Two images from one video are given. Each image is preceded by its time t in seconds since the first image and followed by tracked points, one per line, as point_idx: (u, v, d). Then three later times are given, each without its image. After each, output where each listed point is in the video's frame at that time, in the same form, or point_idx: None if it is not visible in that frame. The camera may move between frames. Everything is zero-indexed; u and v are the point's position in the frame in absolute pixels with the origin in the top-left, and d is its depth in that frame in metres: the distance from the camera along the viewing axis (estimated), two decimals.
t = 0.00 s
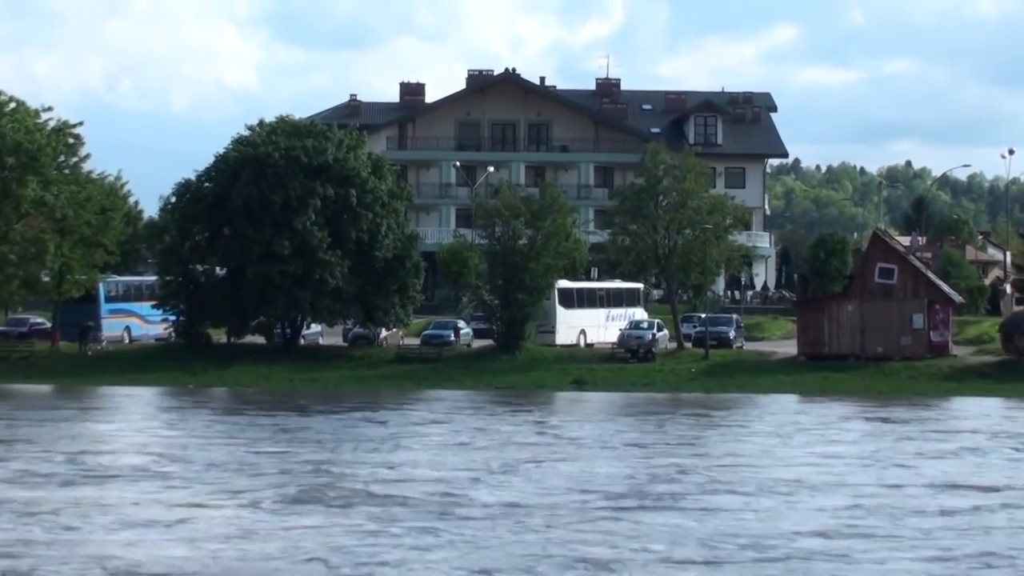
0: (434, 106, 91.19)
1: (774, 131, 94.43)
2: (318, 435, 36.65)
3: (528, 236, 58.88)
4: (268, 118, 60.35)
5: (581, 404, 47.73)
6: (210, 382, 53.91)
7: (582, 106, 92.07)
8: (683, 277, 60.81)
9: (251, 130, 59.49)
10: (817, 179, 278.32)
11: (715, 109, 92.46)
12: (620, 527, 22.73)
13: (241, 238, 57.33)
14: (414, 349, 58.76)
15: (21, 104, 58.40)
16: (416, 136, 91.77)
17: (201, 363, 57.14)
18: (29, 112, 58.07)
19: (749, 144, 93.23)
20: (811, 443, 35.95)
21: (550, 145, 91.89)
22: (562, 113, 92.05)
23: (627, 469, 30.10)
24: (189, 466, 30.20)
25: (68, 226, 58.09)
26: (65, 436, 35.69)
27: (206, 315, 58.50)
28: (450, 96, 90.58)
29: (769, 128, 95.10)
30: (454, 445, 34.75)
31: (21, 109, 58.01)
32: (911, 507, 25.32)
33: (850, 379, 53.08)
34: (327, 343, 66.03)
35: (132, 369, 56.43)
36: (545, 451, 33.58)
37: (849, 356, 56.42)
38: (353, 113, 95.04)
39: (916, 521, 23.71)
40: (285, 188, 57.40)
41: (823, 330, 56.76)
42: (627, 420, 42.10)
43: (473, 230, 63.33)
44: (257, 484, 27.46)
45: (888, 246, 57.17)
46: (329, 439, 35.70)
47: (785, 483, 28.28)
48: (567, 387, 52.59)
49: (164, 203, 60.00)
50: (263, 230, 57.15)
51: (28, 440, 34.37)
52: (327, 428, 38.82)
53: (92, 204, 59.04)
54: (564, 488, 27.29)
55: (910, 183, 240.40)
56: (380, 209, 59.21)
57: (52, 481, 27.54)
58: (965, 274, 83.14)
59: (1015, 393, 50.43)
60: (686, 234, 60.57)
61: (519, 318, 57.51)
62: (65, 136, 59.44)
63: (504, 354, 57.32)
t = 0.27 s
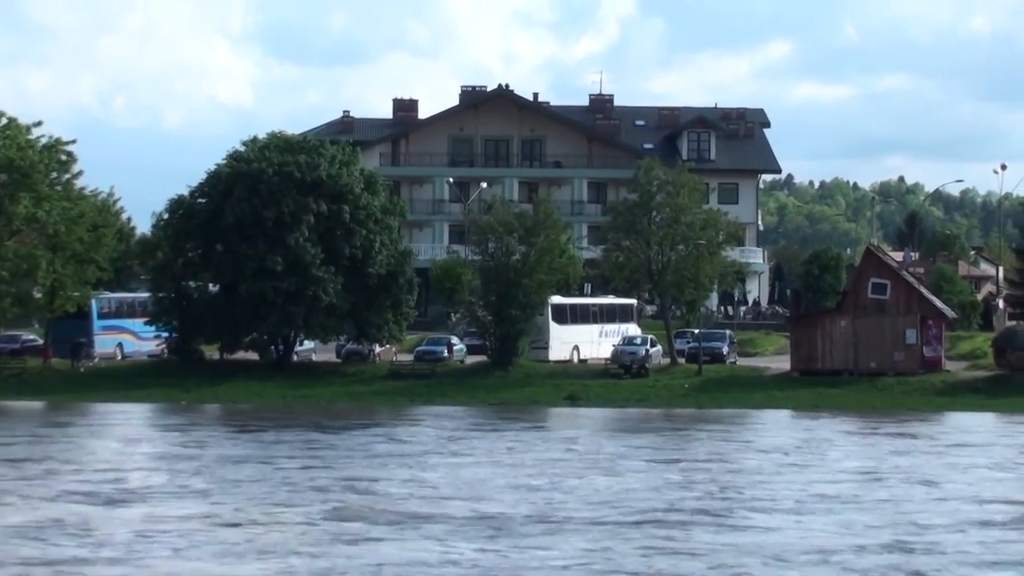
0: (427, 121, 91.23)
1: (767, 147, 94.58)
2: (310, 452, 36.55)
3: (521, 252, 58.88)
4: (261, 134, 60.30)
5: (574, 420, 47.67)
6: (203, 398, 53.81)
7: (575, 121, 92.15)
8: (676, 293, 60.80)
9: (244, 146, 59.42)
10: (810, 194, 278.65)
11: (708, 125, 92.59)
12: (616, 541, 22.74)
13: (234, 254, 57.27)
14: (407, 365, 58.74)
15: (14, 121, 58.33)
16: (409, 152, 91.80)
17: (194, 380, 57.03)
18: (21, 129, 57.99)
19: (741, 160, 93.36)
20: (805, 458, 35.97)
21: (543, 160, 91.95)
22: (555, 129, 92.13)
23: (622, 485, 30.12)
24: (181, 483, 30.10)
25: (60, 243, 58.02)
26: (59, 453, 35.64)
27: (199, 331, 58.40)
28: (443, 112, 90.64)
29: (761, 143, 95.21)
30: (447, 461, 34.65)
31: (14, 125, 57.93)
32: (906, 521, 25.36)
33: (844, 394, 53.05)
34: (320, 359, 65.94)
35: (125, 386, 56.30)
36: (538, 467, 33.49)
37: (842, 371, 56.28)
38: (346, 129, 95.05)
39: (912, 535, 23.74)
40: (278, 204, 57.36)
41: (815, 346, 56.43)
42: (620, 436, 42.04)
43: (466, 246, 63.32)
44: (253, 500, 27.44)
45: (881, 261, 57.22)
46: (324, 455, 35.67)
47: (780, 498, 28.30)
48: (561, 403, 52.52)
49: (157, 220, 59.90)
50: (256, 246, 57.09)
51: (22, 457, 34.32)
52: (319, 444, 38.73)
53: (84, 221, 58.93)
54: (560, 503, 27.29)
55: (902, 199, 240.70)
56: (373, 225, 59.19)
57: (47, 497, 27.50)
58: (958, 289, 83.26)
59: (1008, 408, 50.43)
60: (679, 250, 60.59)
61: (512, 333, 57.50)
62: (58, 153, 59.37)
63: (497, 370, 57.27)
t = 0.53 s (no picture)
0: (420, 130, 91.30)
1: (759, 156, 94.71)
2: (301, 460, 36.53)
3: (513, 261, 58.93)
4: (253, 143, 60.29)
5: (566, 428, 47.67)
6: (195, 407, 53.75)
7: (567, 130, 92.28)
8: (668, 302, 60.87)
9: (236, 155, 59.44)
10: (802, 204, 279.03)
11: (700, 134, 92.74)
12: (606, 550, 22.75)
13: (227, 263, 57.25)
14: (400, 374, 58.74)
15: (6, 131, 58.28)
16: (402, 160, 91.86)
17: (186, 389, 56.96)
18: (14, 138, 57.92)
19: (734, 169, 93.47)
20: (796, 467, 36.01)
21: (535, 170, 92.04)
22: (547, 138, 92.24)
23: (613, 493, 30.13)
24: (171, 491, 30.07)
25: (52, 252, 57.95)
26: (50, 462, 35.62)
27: (191, 340, 58.38)
28: (435, 122, 90.72)
29: (754, 153, 95.34)
30: (438, 470, 34.65)
31: (6, 135, 57.87)
32: (897, 530, 25.37)
33: (835, 403, 53.07)
34: (312, 368, 65.93)
35: (116, 394, 56.22)
36: (529, 476, 33.50)
37: (834, 380, 56.44)
38: (338, 138, 95.11)
39: (902, 544, 23.77)
40: (270, 213, 57.37)
41: (807, 355, 56.79)
42: (611, 445, 42.06)
43: (458, 255, 63.33)
44: (243, 508, 27.43)
45: (873, 270, 57.18)
46: (315, 464, 35.66)
47: (770, 507, 28.32)
48: (552, 412, 52.53)
49: (149, 229, 59.86)
50: (248, 255, 57.08)
51: (12, 466, 34.30)
52: (310, 453, 38.72)
53: (76, 230, 58.97)
54: (550, 511, 27.30)
55: (894, 209, 241.11)
56: (365, 234, 59.22)
57: (37, 506, 27.49)
58: (951, 298, 83.36)
59: (999, 417, 50.47)
60: (671, 259, 60.65)
61: (504, 342, 57.51)
62: (50, 162, 59.33)
63: (489, 378, 57.26)
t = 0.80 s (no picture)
0: (414, 137, 91.30)
1: (754, 163, 94.80)
2: (295, 466, 36.54)
3: (507, 268, 58.95)
4: (247, 148, 60.29)
5: (560, 435, 47.67)
6: (189, 413, 53.70)
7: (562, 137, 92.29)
8: (661, 309, 60.91)
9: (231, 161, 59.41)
10: (797, 211, 279.15)
11: (695, 141, 92.82)
12: (600, 557, 22.68)
13: (221, 269, 57.22)
14: (394, 380, 58.72)
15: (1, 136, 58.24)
16: (396, 167, 91.86)
17: (180, 394, 56.91)
18: (9, 144, 57.88)
19: (728, 176, 93.55)
20: (789, 474, 35.96)
21: (530, 176, 92.08)
22: (542, 145, 92.28)
23: (606, 500, 30.07)
24: (164, 496, 30.08)
25: (47, 257, 57.93)
26: (42, 466, 35.52)
27: (185, 346, 58.34)
28: (430, 128, 90.72)
29: (748, 159, 95.43)
30: (432, 475, 34.68)
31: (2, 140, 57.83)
32: (890, 537, 25.32)
33: (829, 410, 53.12)
34: (305, 373, 65.93)
35: (110, 400, 56.15)
36: (522, 482, 33.55)
37: (828, 388, 56.41)
38: (333, 144, 95.07)
39: (896, 551, 23.72)
40: (265, 219, 57.36)
41: (801, 362, 56.71)
42: (604, 451, 42.09)
43: (452, 261, 63.34)
44: (236, 514, 27.34)
45: (867, 278, 57.29)
46: (307, 470, 35.57)
47: (764, 514, 28.25)
48: (546, 418, 52.54)
49: (143, 234, 59.82)
50: (243, 260, 57.06)
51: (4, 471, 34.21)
52: (303, 459, 38.71)
53: (71, 235, 59.01)
54: (543, 517, 27.23)
55: (889, 216, 241.31)
56: (359, 240, 59.26)
57: (28, 511, 27.39)
58: (945, 305, 83.46)
59: (992, 424, 50.54)
60: (665, 265, 60.68)
61: (498, 348, 57.54)
62: (45, 168, 59.30)
63: (483, 385, 57.28)
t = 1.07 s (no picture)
0: (410, 141, 91.26)
1: (750, 168, 94.81)
2: (289, 469, 36.50)
3: (502, 272, 58.90)
4: (242, 152, 60.24)
5: (554, 439, 47.63)
6: (184, 416, 53.61)
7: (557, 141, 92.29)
8: (657, 313, 60.89)
9: (226, 164, 59.34)
10: (793, 215, 279.18)
11: (690, 146, 92.82)
12: (598, 561, 22.61)
13: (216, 272, 57.15)
14: (388, 384, 58.66)
15: None
16: (392, 170, 91.83)
17: (175, 398, 56.81)
18: (5, 147, 57.81)
19: (724, 180, 93.55)
20: (784, 479, 35.91)
21: (525, 180, 92.05)
22: (538, 149, 92.27)
23: (603, 504, 30.02)
24: (158, 499, 30.04)
25: (43, 261, 57.89)
26: (38, 470, 35.46)
27: (180, 349, 58.26)
28: (425, 131, 90.69)
29: (744, 164, 95.44)
30: (426, 479, 34.65)
31: None
32: (887, 543, 25.27)
33: (824, 415, 53.11)
34: (300, 377, 65.86)
35: (104, 403, 56.05)
36: (516, 486, 33.53)
37: (823, 392, 56.34)
38: (329, 148, 95.02)
39: (894, 557, 23.66)
40: (260, 222, 57.30)
41: (796, 366, 56.84)
42: (599, 456, 42.06)
43: (447, 265, 63.29)
44: (231, 518, 27.26)
45: (862, 282, 57.30)
46: (303, 473, 35.50)
47: (760, 519, 28.18)
48: (540, 423, 52.49)
49: (138, 237, 59.74)
50: (238, 264, 57.00)
51: None
52: (297, 462, 38.66)
53: (66, 239, 58.97)
54: (537, 521, 27.21)
55: (885, 220, 241.35)
56: (354, 243, 59.24)
57: (23, 514, 27.29)
58: (940, 310, 83.48)
59: (987, 429, 50.53)
60: (660, 270, 60.67)
61: (493, 352, 57.49)
62: (41, 171, 59.25)
63: (478, 389, 57.23)
